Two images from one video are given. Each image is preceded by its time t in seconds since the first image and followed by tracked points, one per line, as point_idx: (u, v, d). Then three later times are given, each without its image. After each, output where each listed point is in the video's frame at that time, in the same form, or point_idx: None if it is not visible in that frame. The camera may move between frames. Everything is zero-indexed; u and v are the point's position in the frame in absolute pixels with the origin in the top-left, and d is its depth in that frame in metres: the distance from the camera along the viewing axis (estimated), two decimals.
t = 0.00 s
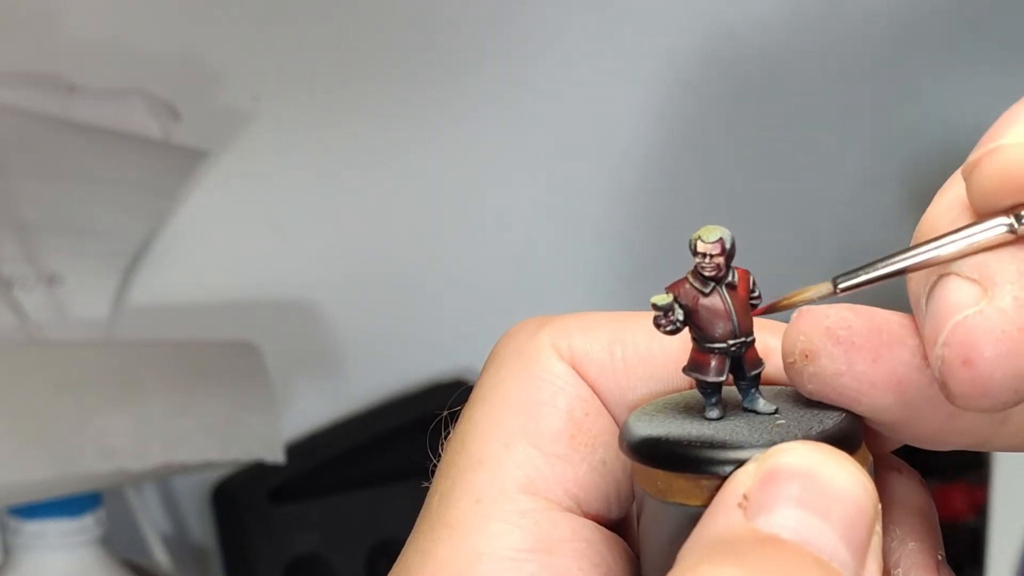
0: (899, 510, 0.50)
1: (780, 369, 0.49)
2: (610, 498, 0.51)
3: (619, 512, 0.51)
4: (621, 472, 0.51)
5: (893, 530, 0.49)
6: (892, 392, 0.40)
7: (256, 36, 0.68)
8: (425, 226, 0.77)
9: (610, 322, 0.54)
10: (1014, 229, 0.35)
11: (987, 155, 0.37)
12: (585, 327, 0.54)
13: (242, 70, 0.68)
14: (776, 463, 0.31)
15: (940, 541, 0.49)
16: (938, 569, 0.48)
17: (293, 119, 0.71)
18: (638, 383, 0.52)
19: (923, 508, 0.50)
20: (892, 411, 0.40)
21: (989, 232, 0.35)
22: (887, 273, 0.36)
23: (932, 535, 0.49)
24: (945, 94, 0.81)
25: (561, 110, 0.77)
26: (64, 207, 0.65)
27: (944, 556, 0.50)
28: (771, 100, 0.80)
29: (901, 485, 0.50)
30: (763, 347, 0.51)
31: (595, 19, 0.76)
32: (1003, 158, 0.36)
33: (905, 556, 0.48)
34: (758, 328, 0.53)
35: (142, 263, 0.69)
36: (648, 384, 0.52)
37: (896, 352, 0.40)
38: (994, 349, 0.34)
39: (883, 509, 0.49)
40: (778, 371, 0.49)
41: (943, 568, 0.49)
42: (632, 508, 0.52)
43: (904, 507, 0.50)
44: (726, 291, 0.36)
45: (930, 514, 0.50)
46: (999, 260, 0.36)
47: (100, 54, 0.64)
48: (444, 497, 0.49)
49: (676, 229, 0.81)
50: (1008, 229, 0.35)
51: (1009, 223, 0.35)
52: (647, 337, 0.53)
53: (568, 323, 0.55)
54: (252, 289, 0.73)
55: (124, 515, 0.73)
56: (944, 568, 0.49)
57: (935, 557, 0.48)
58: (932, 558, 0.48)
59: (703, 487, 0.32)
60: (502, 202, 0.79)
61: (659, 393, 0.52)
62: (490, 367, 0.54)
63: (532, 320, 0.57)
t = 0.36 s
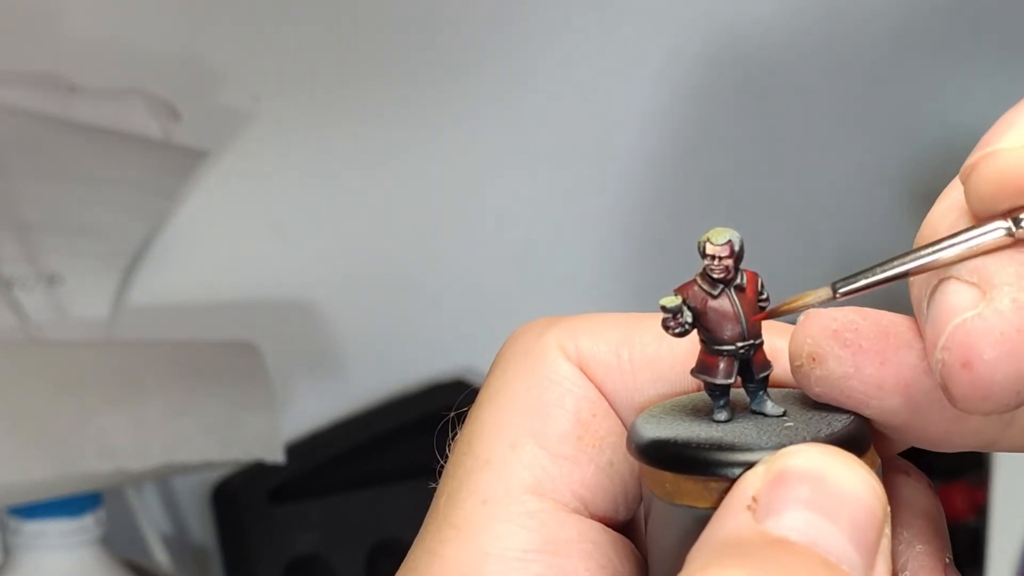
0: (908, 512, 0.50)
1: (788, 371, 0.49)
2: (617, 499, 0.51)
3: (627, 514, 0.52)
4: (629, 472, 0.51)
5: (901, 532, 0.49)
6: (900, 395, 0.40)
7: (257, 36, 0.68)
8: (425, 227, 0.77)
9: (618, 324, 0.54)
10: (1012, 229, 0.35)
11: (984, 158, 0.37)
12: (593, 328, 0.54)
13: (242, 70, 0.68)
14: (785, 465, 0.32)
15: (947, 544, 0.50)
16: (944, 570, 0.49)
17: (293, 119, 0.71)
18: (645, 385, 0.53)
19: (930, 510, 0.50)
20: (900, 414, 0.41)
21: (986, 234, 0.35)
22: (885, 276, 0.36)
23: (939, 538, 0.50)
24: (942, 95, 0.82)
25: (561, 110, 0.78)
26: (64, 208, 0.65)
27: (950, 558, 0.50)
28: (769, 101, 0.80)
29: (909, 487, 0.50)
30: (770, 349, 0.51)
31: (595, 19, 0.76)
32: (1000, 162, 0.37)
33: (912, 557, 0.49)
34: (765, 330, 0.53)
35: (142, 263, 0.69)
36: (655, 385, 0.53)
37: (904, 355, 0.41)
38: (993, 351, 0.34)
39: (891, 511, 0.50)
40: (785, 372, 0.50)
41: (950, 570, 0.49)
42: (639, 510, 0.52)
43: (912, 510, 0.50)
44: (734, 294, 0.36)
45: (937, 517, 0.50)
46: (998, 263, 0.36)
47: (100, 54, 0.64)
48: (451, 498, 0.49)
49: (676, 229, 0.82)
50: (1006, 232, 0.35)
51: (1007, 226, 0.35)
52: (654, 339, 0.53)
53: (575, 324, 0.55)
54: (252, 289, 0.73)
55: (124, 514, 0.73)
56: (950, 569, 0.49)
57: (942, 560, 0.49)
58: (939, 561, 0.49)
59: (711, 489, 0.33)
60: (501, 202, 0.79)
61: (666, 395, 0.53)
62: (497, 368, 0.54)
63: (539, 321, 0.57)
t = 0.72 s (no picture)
0: (911, 512, 0.50)
1: (790, 370, 0.49)
2: (620, 499, 0.51)
3: (629, 514, 0.52)
4: (630, 472, 0.51)
5: (904, 532, 0.49)
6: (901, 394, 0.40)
7: (257, 36, 0.68)
8: (425, 227, 0.77)
9: (619, 324, 0.54)
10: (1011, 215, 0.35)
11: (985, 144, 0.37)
12: (595, 329, 0.54)
13: (242, 70, 0.68)
14: (787, 465, 0.32)
15: (949, 543, 0.50)
16: (946, 569, 0.49)
17: (294, 119, 0.71)
18: (648, 385, 0.53)
19: (934, 510, 0.50)
20: (902, 412, 0.41)
21: (985, 219, 0.35)
22: (882, 257, 0.36)
23: (941, 537, 0.50)
24: (941, 94, 0.82)
25: (561, 111, 0.78)
26: (65, 207, 0.65)
27: (953, 557, 0.50)
28: (770, 101, 0.81)
29: (912, 486, 0.51)
30: (772, 349, 0.51)
31: (595, 19, 0.76)
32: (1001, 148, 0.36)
33: (914, 556, 0.49)
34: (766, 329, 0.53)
35: (142, 263, 0.69)
36: (657, 385, 0.53)
37: (905, 353, 0.41)
38: (983, 333, 0.34)
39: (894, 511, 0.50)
40: (786, 371, 0.50)
41: (952, 569, 0.49)
42: (642, 510, 0.52)
43: (915, 510, 0.50)
44: (736, 293, 0.36)
45: (940, 517, 0.50)
46: (994, 245, 0.35)
47: (100, 55, 0.64)
48: (453, 499, 0.49)
49: (675, 229, 0.82)
50: (1005, 219, 0.35)
51: (1006, 212, 0.34)
52: (656, 339, 0.53)
53: (577, 325, 0.55)
54: (253, 289, 0.73)
55: (124, 515, 0.73)
56: (952, 568, 0.49)
57: (944, 559, 0.49)
58: (942, 561, 0.49)
59: (714, 489, 0.33)
60: (501, 203, 0.79)
61: (668, 395, 0.53)
62: (499, 369, 0.54)
63: (541, 322, 0.57)
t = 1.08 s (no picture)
0: (911, 511, 0.50)
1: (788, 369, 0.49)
2: (619, 499, 0.51)
3: (629, 514, 0.52)
4: (630, 472, 0.51)
5: (904, 531, 0.49)
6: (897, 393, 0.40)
7: (256, 36, 0.68)
8: (425, 227, 0.77)
9: (617, 323, 0.54)
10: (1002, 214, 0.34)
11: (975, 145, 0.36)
12: (592, 328, 0.54)
13: (242, 70, 0.68)
14: (785, 465, 0.32)
15: (949, 541, 0.50)
16: (947, 568, 0.49)
17: (293, 118, 0.71)
18: (647, 384, 0.53)
19: (934, 509, 0.50)
20: (899, 411, 0.41)
21: (976, 219, 0.34)
22: (871, 257, 0.35)
23: (941, 536, 0.50)
24: (940, 94, 0.82)
25: (561, 111, 0.78)
26: (65, 207, 0.65)
27: (953, 555, 0.50)
28: (770, 101, 0.81)
29: (912, 485, 0.51)
30: (770, 348, 0.51)
31: (595, 19, 0.76)
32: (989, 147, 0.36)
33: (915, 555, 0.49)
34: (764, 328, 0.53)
35: (141, 263, 0.69)
36: (656, 384, 0.53)
37: (902, 352, 0.41)
38: (969, 332, 0.34)
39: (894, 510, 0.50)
40: (785, 370, 0.50)
41: (951, 568, 0.49)
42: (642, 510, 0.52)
43: (915, 508, 0.50)
44: (733, 293, 0.36)
45: (940, 515, 0.50)
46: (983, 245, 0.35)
47: (100, 54, 0.64)
48: (452, 500, 0.49)
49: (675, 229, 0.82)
50: (995, 219, 0.34)
51: (996, 213, 0.34)
52: (656, 338, 0.53)
53: (575, 324, 0.55)
54: (252, 288, 0.73)
55: (124, 514, 0.73)
56: (953, 566, 0.49)
57: (943, 558, 0.49)
58: (941, 559, 0.49)
59: (713, 489, 0.33)
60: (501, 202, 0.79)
61: (668, 395, 0.53)
62: (497, 369, 0.54)
63: (539, 321, 0.57)
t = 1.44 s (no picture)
0: (918, 512, 0.50)
1: (794, 370, 0.49)
2: (625, 499, 0.51)
3: (635, 515, 0.52)
4: (636, 472, 0.51)
5: (910, 532, 0.50)
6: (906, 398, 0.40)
7: (257, 36, 0.68)
8: (426, 227, 0.78)
9: (623, 324, 0.55)
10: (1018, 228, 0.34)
11: (989, 157, 0.37)
12: (599, 328, 0.54)
13: (243, 70, 0.68)
14: (793, 467, 0.32)
15: (956, 542, 0.50)
16: (954, 568, 0.49)
17: (294, 118, 0.71)
18: (652, 385, 0.53)
19: (941, 510, 0.51)
20: (909, 416, 0.41)
21: (990, 233, 0.34)
22: (887, 272, 0.35)
23: (948, 537, 0.50)
24: (938, 94, 0.82)
25: (561, 111, 0.78)
26: (67, 208, 0.64)
27: (960, 555, 0.50)
28: (767, 102, 0.81)
29: (918, 486, 0.51)
30: (776, 349, 0.51)
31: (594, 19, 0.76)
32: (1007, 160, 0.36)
33: (922, 556, 0.49)
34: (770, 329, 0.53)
35: (141, 262, 0.69)
36: (662, 385, 0.53)
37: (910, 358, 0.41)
38: (986, 350, 0.34)
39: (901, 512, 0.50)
40: (791, 371, 0.49)
41: (959, 569, 0.49)
42: (647, 510, 0.52)
43: (922, 510, 0.50)
44: (740, 295, 0.36)
45: (947, 516, 0.51)
46: (998, 261, 0.35)
47: (101, 54, 0.64)
48: (458, 500, 0.50)
49: (674, 229, 0.82)
50: (1011, 232, 0.34)
51: (1011, 227, 0.34)
52: (660, 339, 0.53)
53: (581, 325, 0.55)
54: (253, 288, 0.73)
55: (124, 515, 0.73)
56: (960, 567, 0.49)
57: (951, 559, 0.49)
58: (948, 560, 0.49)
59: (720, 491, 0.33)
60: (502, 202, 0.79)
61: (672, 395, 0.53)
62: (504, 369, 0.55)
63: (545, 322, 0.57)
